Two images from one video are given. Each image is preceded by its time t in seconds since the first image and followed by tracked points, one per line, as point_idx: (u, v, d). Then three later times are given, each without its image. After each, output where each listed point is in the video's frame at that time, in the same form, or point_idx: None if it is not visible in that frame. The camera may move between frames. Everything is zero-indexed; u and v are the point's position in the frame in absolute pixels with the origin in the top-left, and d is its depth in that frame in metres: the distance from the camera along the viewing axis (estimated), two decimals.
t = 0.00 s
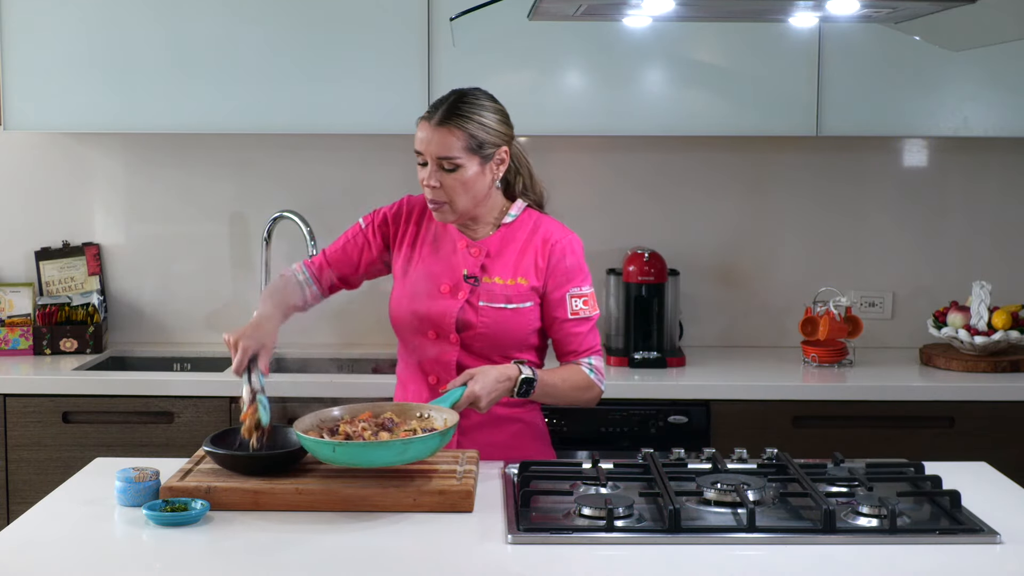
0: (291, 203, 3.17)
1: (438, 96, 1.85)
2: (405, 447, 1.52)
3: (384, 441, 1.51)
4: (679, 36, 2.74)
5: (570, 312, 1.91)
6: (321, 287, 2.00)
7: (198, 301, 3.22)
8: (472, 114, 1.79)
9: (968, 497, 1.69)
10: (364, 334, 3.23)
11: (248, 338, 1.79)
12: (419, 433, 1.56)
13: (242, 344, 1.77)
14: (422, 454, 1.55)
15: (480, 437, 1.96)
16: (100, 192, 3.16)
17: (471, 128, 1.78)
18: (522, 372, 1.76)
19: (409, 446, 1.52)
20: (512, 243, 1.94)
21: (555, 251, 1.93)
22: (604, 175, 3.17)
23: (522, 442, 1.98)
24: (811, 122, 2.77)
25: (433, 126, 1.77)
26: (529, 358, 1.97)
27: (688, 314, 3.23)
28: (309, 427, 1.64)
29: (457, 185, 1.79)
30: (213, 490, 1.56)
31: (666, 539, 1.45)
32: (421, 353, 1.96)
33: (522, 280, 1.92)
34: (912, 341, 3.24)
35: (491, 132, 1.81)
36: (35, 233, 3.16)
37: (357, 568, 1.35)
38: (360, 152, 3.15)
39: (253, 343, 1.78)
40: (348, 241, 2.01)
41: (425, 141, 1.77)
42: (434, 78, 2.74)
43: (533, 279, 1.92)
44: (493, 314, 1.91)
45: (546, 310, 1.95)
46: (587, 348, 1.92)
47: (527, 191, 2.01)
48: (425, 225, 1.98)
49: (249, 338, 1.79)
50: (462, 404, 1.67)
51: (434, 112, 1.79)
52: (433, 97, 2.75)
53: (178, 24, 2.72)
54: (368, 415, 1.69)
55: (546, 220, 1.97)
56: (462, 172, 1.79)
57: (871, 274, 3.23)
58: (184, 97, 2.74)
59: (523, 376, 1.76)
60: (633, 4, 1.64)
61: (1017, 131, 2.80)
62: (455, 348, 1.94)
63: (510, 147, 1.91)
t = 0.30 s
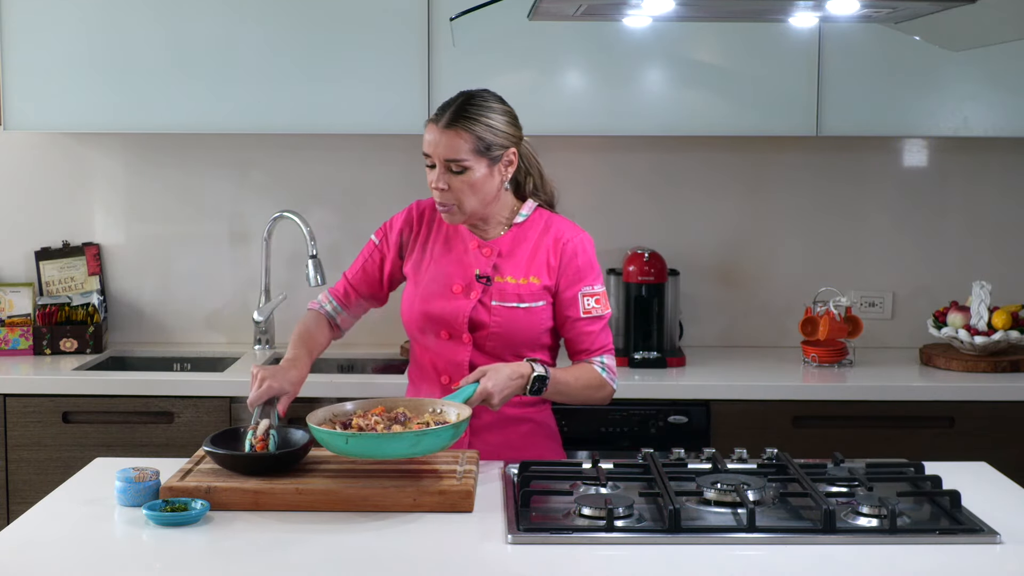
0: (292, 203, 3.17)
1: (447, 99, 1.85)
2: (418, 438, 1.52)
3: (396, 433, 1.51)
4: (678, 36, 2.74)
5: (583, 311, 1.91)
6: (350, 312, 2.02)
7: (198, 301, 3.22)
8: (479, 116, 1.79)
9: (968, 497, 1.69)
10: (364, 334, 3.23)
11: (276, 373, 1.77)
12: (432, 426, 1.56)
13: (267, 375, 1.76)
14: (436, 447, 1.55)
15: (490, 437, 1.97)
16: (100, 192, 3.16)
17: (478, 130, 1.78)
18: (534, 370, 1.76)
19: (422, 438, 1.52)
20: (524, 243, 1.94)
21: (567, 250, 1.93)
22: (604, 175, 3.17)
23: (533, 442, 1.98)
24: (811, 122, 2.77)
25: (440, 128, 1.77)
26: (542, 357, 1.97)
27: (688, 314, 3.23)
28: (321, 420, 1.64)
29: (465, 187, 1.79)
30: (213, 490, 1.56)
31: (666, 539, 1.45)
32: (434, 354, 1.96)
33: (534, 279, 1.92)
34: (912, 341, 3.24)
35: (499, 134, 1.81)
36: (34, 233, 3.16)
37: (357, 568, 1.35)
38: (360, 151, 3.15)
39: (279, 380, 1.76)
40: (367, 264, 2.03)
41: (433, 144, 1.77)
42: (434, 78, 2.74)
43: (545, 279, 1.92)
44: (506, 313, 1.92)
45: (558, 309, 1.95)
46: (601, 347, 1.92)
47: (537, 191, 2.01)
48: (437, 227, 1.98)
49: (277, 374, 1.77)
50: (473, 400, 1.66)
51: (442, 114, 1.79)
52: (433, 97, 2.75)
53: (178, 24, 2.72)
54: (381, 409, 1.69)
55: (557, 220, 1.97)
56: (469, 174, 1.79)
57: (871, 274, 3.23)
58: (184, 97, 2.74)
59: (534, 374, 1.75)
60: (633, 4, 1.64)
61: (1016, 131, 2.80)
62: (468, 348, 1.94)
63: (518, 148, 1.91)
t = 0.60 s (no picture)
0: (292, 203, 3.17)
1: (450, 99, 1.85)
2: (413, 437, 1.52)
3: (392, 431, 1.51)
4: (679, 36, 2.74)
5: (585, 313, 1.91)
6: (355, 313, 2.02)
7: (198, 301, 3.22)
8: (483, 116, 1.79)
9: (968, 498, 1.69)
10: (364, 334, 3.23)
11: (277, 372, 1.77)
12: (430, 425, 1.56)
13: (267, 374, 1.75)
14: (430, 446, 1.55)
15: (490, 437, 1.97)
16: (100, 192, 3.16)
17: (483, 131, 1.78)
18: (534, 371, 1.76)
19: (418, 436, 1.52)
20: (527, 244, 1.94)
21: (570, 252, 1.93)
22: (604, 175, 3.17)
23: (533, 443, 1.98)
24: (811, 122, 2.77)
25: (445, 129, 1.77)
26: (543, 359, 1.97)
27: (688, 314, 3.23)
28: (318, 418, 1.64)
29: (470, 188, 1.79)
30: (213, 490, 1.56)
31: (666, 539, 1.45)
32: (436, 355, 1.96)
33: (537, 281, 1.92)
34: (912, 341, 3.24)
35: (503, 134, 1.81)
36: (34, 233, 3.16)
37: (357, 568, 1.35)
38: (360, 152, 3.15)
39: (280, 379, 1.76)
40: (371, 265, 2.03)
41: (437, 144, 1.77)
42: (434, 78, 2.74)
43: (548, 280, 1.92)
44: (508, 314, 1.92)
45: (560, 310, 1.95)
46: (603, 349, 1.92)
47: (542, 192, 2.01)
48: (441, 228, 1.98)
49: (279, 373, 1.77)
50: (472, 400, 1.67)
51: (446, 115, 1.79)
52: (433, 98, 2.75)
53: (179, 24, 2.72)
54: (379, 408, 1.69)
55: (561, 221, 1.97)
56: (474, 174, 1.79)
57: (871, 273, 3.23)
58: (185, 97, 2.74)
59: (535, 375, 1.75)
60: (633, 4, 1.64)
61: (1017, 131, 2.80)
62: (470, 348, 1.94)
63: (522, 148, 1.91)
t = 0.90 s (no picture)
0: (292, 203, 3.17)
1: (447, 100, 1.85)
2: (399, 435, 1.52)
3: (378, 430, 1.51)
4: (679, 36, 2.74)
5: (581, 311, 1.91)
6: (347, 304, 2.05)
7: (198, 301, 3.22)
8: (482, 116, 1.79)
9: (968, 498, 1.69)
10: (364, 334, 3.23)
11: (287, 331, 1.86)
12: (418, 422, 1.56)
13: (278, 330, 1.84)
14: (417, 444, 1.54)
15: (489, 437, 1.96)
16: (100, 192, 3.16)
17: (482, 130, 1.78)
18: (529, 369, 1.76)
19: (404, 434, 1.52)
20: (523, 243, 1.94)
21: (566, 251, 1.93)
22: (604, 175, 3.17)
23: (532, 442, 1.98)
24: (811, 122, 2.77)
25: (444, 129, 1.77)
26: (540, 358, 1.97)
27: (689, 314, 3.23)
28: (310, 420, 1.64)
29: (470, 188, 1.79)
30: (213, 489, 1.56)
31: (666, 539, 1.45)
32: (434, 355, 1.96)
33: (533, 280, 1.92)
34: (912, 341, 3.24)
35: (502, 134, 1.82)
36: (34, 233, 3.16)
37: (356, 569, 1.35)
38: (360, 152, 3.15)
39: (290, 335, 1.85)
40: (364, 258, 2.05)
41: (437, 144, 1.77)
42: (433, 78, 2.74)
43: (543, 279, 1.92)
44: (505, 314, 1.92)
45: (556, 309, 1.95)
46: (599, 348, 1.92)
47: (537, 190, 2.01)
48: (437, 228, 1.98)
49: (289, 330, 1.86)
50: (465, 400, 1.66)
51: (445, 115, 1.79)
52: (432, 98, 2.75)
53: (178, 24, 2.72)
54: (371, 409, 1.69)
55: (556, 220, 1.97)
56: (474, 174, 1.79)
57: (871, 274, 3.23)
58: (185, 97, 2.74)
59: (529, 373, 1.75)
60: (633, 4, 1.64)
61: (1017, 131, 2.80)
62: (468, 349, 1.94)
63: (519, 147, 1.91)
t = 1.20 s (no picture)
0: (292, 203, 3.17)
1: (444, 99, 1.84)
2: (386, 428, 1.53)
3: (363, 423, 1.52)
4: (679, 36, 2.74)
5: (576, 309, 1.91)
6: (332, 296, 2.02)
7: (197, 301, 3.22)
8: (481, 115, 1.79)
9: (968, 497, 1.69)
10: (363, 334, 3.23)
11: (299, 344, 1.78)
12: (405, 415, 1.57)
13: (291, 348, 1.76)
14: (403, 438, 1.56)
15: (488, 437, 1.96)
16: (100, 192, 3.16)
17: (481, 129, 1.78)
18: (523, 366, 1.76)
19: (391, 427, 1.53)
20: (518, 242, 1.94)
21: (561, 248, 1.94)
22: (604, 175, 3.17)
23: (531, 442, 1.98)
24: (811, 122, 2.77)
25: (443, 128, 1.77)
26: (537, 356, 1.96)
27: (689, 314, 3.23)
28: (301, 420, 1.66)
29: (469, 187, 1.79)
30: (213, 489, 1.56)
31: (666, 539, 1.45)
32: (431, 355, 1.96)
33: (529, 278, 1.92)
34: (912, 341, 3.24)
35: (500, 132, 1.82)
36: (34, 233, 3.16)
37: (356, 568, 1.35)
38: (360, 152, 3.15)
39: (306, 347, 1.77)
40: (356, 251, 2.03)
41: (436, 144, 1.77)
42: (433, 78, 2.74)
43: (539, 277, 1.93)
44: (501, 312, 1.91)
45: (551, 308, 1.95)
46: (595, 345, 1.92)
47: (532, 188, 2.01)
48: (433, 228, 1.98)
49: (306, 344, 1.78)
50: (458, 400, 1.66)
51: (444, 114, 1.78)
52: (432, 98, 2.75)
53: (179, 24, 2.72)
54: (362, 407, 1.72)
55: (551, 218, 1.98)
56: (474, 173, 1.79)
57: (872, 273, 3.23)
58: (185, 97, 2.74)
59: (523, 371, 1.75)
60: (633, 4, 1.64)
61: (1017, 131, 2.80)
62: (465, 348, 1.94)
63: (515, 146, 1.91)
